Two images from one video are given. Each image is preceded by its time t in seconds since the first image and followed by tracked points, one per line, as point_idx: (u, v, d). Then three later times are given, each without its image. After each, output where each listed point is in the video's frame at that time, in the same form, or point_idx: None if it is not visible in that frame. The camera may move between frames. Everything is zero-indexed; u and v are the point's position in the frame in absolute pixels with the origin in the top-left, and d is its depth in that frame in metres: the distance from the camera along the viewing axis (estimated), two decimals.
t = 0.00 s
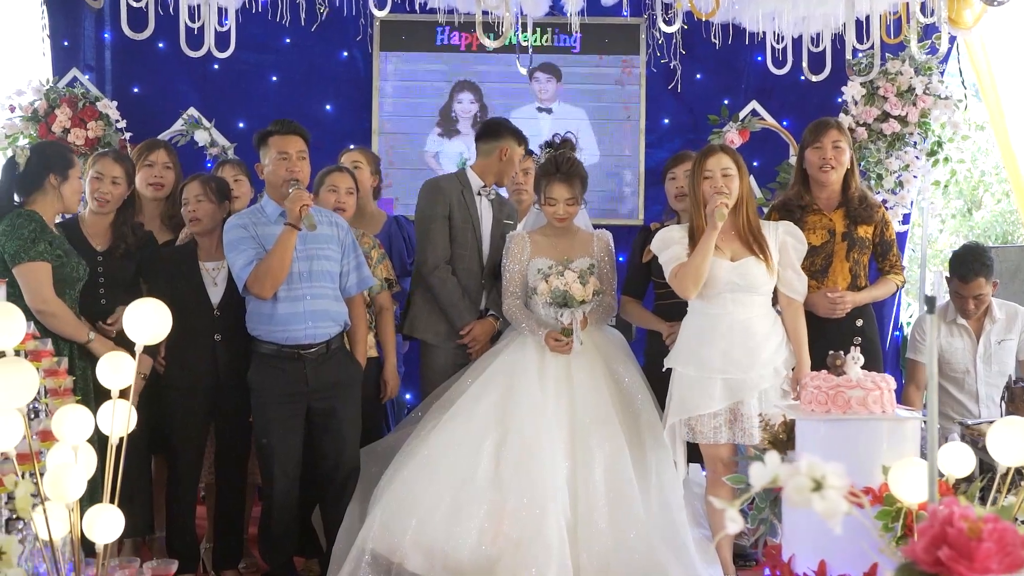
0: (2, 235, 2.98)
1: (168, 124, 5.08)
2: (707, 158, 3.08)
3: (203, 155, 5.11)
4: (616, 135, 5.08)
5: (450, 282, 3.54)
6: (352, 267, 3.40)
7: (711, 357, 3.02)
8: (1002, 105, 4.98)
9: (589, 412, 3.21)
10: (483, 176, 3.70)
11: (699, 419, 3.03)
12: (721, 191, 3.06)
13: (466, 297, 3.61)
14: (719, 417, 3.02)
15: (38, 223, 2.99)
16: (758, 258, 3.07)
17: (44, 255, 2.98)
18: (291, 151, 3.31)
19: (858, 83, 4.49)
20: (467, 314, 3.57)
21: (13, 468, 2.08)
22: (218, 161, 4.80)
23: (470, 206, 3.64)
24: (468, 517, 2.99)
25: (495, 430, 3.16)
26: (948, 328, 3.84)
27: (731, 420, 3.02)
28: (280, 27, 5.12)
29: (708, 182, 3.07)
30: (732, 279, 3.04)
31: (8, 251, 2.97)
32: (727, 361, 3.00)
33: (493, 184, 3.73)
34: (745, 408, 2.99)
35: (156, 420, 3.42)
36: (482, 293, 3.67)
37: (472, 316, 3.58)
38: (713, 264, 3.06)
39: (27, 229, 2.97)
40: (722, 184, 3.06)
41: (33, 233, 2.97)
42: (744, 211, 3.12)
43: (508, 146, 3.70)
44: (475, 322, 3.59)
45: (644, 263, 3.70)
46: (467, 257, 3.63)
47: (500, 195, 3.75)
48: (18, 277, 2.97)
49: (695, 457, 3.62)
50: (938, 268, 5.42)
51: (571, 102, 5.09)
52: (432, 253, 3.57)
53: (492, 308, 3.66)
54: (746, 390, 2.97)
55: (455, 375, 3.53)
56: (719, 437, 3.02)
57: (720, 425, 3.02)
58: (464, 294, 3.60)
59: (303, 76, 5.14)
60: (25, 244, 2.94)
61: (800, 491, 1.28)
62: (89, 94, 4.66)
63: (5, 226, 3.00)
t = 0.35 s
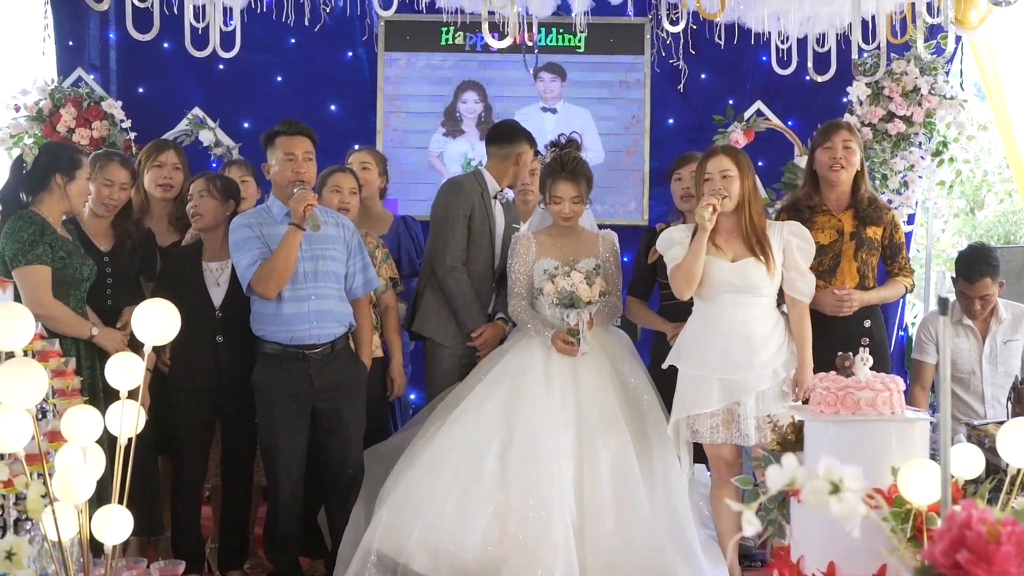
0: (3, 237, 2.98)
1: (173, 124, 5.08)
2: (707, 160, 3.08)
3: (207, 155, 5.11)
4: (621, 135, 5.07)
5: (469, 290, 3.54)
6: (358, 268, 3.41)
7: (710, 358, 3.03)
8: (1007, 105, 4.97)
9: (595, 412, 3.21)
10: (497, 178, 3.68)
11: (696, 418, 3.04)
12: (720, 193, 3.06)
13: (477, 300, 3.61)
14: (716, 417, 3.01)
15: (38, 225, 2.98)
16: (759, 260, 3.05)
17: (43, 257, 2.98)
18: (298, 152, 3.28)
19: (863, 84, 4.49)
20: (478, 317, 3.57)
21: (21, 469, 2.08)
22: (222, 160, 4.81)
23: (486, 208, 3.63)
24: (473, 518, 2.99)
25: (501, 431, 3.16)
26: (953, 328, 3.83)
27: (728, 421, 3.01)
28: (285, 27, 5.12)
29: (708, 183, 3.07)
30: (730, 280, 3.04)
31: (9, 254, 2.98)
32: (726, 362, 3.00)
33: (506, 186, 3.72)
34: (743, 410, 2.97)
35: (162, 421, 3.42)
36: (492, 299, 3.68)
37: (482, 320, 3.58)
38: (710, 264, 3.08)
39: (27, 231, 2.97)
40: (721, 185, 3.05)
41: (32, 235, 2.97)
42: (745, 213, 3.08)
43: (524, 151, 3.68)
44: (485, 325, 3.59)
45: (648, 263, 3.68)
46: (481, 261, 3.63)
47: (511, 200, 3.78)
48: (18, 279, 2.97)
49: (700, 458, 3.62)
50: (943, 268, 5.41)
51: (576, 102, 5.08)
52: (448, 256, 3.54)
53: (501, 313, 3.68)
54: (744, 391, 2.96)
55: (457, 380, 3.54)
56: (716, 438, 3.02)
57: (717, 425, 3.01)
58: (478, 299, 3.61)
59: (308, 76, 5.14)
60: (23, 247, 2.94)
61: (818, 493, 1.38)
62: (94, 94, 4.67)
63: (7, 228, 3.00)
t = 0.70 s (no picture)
0: None
1: (174, 126, 5.08)
2: (709, 163, 3.07)
3: (209, 157, 5.11)
4: (623, 138, 5.07)
5: (461, 292, 3.55)
6: (364, 271, 3.41)
7: (711, 361, 3.03)
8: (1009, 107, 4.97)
9: (597, 414, 3.21)
10: (490, 178, 3.70)
11: (699, 421, 3.03)
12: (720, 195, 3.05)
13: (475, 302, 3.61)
14: (718, 420, 3.01)
15: (29, 228, 2.98)
16: (757, 261, 3.05)
17: (35, 260, 2.96)
18: (305, 156, 3.28)
19: (864, 86, 4.49)
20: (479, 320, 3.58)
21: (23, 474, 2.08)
22: (224, 163, 4.81)
23: (479, 207, 3.64)
24: (475, 523, 2.99)
25: (503, 434, 3.16)
26: (956, 331, 3.83)
27: (728, 425, 3.01)
28: (287, 30, 5.13)
29: (708, 185, 3.07)
30: (731, 281, 3.03)
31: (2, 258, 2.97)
32: (725, 364, 3.00)
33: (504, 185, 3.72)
34: (743, 414, 2.98)
35: (164, 424, 3.43)
36: (492, 301, 3.66)
37: (481, 322, 3.58)
38: (712, 266, 3.07)
39: (19, 234, 2.97)
40: (722, 187, 3.04)
41: (24, 238, 2.97)
42: (745, 215, 3.08)
43: (508, 142, 3.66)
44: (484, 328, 3.58)
45: (649, 266, 3.68)
46: (476, 263, 3.64)
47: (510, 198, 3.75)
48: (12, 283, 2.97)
49: (702, 461, 3.62)
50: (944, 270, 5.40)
51: (577, 105, 5.08)
52: (438, 255, 3.57)
53: (502, 314, 3.65)
54: (745, 393, 2.98)
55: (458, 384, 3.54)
56: (717, 441, 3.02)
57: (719, 429, 3.01)
58: (474, 299, 3.61)
59: (309, 79, 5.14)
60: (13, 251, 2.93)
61: (823, 502, 1.39)
62: (96, 96, 4.67)
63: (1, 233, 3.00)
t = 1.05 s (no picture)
0: None
1: (176, 129, 5.08)
2: (712, 167, 3.08)
3: (210, 160, 5.11)
4: (624, 140, 5.07)
5: (451, 293, 3.55)
6: (374, 276, 3.38)
7: (717, 367, 3.01)
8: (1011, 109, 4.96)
9: (599, 418, 3.20)
10: (481, 185, 3.75)
11: (708, 428, 3.01)
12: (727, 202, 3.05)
13: (468, 305, 3.59)
14: (728, 426, 3.00)
15: (18, 230, 2.98)
16: (763, 266, 3.08)
17: (24, 263, 2.96)
18: (313, 166, 3.28)
19: (865, 89, 4.49)
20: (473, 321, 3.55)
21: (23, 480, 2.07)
22: (225, 166, 4.81)
23: (467, 211, 3.69)
24: (477, 527, 2.99)
25: (505, 438, 3.15)
26: (957, 334, 3.82)
27: (739, 429, 3.00)
28: (288, 32, 5.13)
29: (713, 190, 3.07)
30: (739, 287, 3.03)
31: None
32: (733, 370, 2.99)
33: (496, 188, 3.76)
34: (753, 418, 2.97)
35: (165, 428, 3.43)
36: (487, 304, 3.64)
37: (476, 324, 3.55)
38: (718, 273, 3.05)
39: (8, 237, 2.97)
40: (728, 193, 3.05)
41: (13, 241, 2.97)
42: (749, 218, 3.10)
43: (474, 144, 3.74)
44: (478, 330, 3.55)
45: (647, 271, 3.67)
46: (469, 268, 3.65)
47: (505, 201, 3.77)
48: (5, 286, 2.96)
49: (703, 464, 3.61)
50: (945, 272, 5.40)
51: (578, 107, 5.08)
52: (432, 260, 3.61)
53: (497, 316, 3.60)
54: (754, 398, 2.96)
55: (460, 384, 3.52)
56: (728, 447, 2.99)
57: (729, 435, 2.99)
58: (466, 300, 3.60)
59: (310, 82, 5.14)
60: (1, 254, 2.93)
61: (822, 514, 1.45)
62: (97, 99, 4.67)
63: None
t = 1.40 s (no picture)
0: None
1: (178, 131, 5.09)
2: (729, 168, 3.05)
3: (212, 162, 5.12)
4: (626, 142, 5.07)
5: (450, 294, 3.56)
6: (385, 279, 3.38)
7: (733, 372, 3.00)
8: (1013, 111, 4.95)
9: (602, 420, 3.21)
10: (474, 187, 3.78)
11: (725, 434, 2.98)
12: (741, 203, 3.08)
13: (467, 305, 3.59)
14: (746, 430, 2.99)
15: (15, 233, 2.99)
16: (772, 269, 3.09)
17: (22, 267, 2.96)
18: (325, 167, 3.28)
19: (867, 90, 4.48)
20: (472, 322, 3.55)
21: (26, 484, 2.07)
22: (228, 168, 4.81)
23: (463, 214, 3.69)
24: (480, 531, 2.99)
25: (507, 442, 3.16)
26: (959, 336, 3.82)
27: (756, 430, 3.02)
28: (291, 34, 5.13)
29: (731, 192, 3.05)
30: (751, 289, 3.04)
31: None
32: (750, 374, 2.99)
33: (490, 189, 3.76)
34: (770, 419, 2.99)
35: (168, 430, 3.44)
36: (487, 304, 3.63)
37: (474, 324, 3.55)
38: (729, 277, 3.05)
39: (6, 240, 2.98)
40: (743, 195, 3.07)
41: (10, 244, 2.98)
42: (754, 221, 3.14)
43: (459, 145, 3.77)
44: (476, 331, 3.54)
45: (650, 273, 3.68)
46: (467, 268, 3.65)
47: (503, 199, 3.75)
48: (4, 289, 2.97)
49: (706, 467, 3.61)
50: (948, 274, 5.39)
51: (580, 109, 5.08)
52: (430, 264, 3.63)
53: (496, 317, 3.59)
54: (773, 400, 2.99)
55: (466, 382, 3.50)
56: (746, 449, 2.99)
57: (748, 438, 2.98)
58: (465, 302, 3.60)
59: (313, 84, 5.14)
60: None
61: (824, 521, 1.44)
62: (99, 101, 4.67)
63: None
